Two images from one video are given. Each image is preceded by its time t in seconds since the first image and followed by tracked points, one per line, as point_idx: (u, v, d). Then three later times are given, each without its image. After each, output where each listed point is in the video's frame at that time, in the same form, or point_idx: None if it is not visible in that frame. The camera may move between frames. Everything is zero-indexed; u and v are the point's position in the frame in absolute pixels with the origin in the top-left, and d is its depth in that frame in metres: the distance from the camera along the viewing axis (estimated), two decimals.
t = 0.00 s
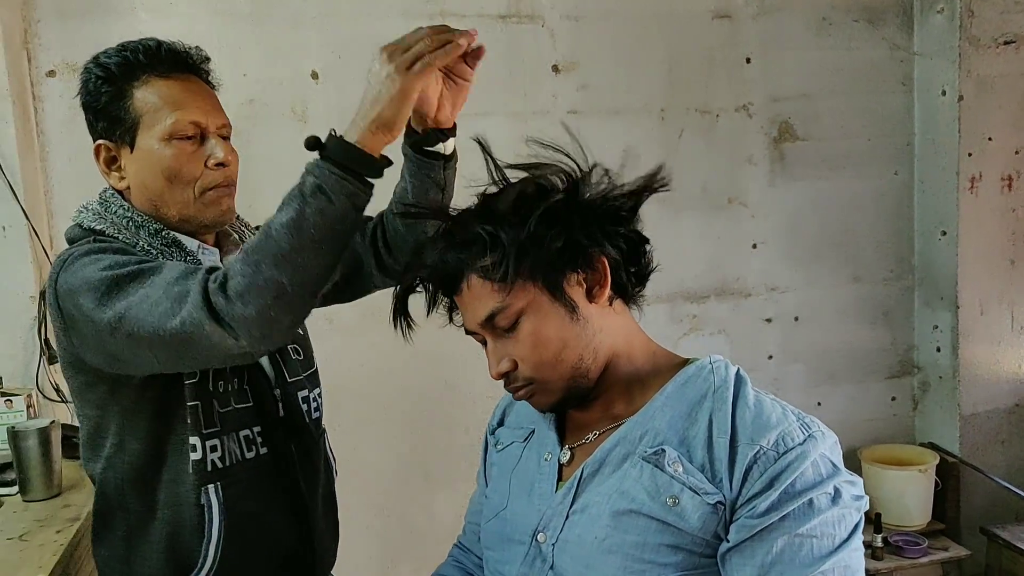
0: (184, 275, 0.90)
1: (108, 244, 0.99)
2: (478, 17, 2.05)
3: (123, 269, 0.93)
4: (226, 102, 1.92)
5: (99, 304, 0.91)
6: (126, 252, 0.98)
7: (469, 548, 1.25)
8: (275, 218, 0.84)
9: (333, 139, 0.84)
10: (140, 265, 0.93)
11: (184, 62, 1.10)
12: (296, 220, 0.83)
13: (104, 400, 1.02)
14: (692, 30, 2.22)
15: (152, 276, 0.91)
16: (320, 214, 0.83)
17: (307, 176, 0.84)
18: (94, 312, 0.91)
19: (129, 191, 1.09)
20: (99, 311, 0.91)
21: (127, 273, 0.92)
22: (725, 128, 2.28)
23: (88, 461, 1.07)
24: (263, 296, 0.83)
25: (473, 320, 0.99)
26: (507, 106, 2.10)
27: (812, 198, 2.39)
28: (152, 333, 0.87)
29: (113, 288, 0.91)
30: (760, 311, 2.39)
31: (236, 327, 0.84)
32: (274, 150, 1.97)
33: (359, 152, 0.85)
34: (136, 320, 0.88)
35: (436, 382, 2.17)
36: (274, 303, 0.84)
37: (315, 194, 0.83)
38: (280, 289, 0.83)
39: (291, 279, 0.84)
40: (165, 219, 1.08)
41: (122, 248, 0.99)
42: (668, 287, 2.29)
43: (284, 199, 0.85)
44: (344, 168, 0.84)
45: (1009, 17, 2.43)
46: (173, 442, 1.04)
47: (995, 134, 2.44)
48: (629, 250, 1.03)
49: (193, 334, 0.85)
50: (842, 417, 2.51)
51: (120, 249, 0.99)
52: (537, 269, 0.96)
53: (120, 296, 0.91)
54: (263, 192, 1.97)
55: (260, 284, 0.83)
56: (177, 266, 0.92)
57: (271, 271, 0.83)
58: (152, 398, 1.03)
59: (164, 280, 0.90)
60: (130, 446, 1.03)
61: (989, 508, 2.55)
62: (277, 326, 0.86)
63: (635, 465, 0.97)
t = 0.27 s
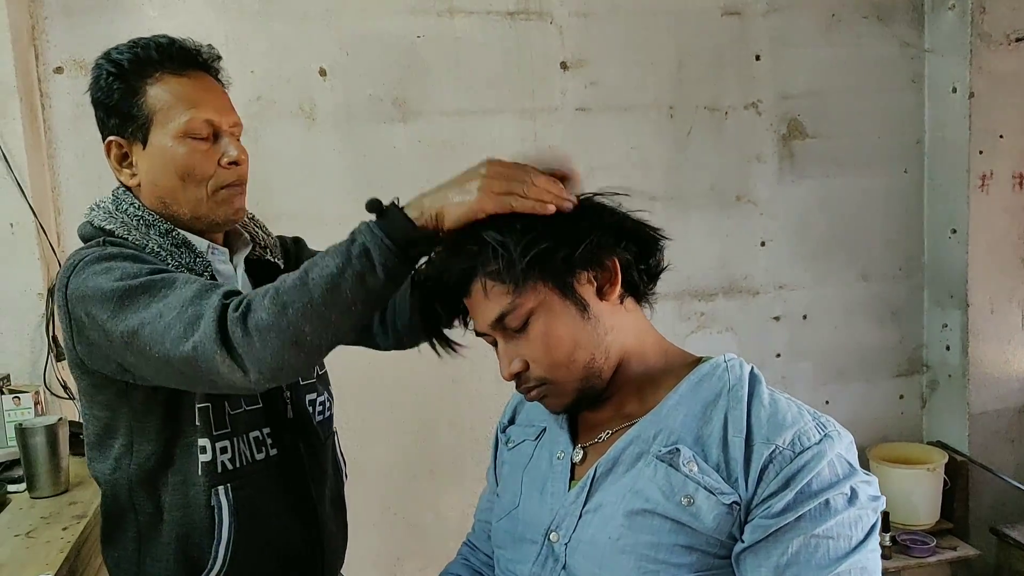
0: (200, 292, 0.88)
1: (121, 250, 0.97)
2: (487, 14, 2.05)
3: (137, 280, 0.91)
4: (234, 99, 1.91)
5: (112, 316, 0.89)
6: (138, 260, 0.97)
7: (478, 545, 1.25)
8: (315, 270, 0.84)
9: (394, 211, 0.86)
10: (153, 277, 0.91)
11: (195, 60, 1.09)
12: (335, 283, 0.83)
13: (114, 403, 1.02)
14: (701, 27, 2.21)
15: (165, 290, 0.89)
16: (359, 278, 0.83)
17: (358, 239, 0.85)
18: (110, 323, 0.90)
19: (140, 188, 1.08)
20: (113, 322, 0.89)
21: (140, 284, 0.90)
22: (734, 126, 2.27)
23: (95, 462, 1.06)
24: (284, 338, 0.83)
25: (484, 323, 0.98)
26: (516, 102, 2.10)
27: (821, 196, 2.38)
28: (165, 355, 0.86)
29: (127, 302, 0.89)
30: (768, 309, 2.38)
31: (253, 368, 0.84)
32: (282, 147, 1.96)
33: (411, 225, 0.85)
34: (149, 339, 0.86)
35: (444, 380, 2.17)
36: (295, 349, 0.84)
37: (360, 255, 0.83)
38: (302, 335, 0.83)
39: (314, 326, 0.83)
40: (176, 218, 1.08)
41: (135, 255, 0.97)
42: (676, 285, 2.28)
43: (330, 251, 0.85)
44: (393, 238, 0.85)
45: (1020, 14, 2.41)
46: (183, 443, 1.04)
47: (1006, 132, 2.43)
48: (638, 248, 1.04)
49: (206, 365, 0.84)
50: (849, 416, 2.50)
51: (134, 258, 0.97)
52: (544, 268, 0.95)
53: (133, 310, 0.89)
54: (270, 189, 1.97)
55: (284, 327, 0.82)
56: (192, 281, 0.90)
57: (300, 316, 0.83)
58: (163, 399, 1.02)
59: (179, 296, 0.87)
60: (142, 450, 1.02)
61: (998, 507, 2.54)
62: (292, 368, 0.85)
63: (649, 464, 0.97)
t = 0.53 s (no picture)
0: (199, 280, 0.88)
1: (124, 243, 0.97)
2: (492, 10, 2.03)
3: (139, 271, 0.91)
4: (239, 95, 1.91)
5: (115, 308, 0.89)
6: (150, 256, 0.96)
7: (480, 542, 1.24)
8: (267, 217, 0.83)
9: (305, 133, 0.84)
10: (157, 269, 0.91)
11: (217, 55, 1.09)
12: (294, 221, 0.82)
13: (122, 399, 1.01)
14: (708, 23, 2.20)
15: (167, 280, 0.89)
16: (311, 211, 0.83)
17: (291, 171, 0.84)
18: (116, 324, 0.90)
19: (157, 180, 1.07)
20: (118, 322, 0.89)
21: (141, 276, 0.89)
22: (740, 122, 2.26)
23: (104, 456, 1.06)
24: (273, 306, 0.82)
25: (495, 329, 0.98)
26: (521, 99, 2.09)
27: (827, 193, 2.37)
28: (167, 341, 0.85)
29: (129, 293, 0.89)
30: (774, 306, 2.37)
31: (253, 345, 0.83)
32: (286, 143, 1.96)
33: (331, 136, 0.84)
34: (150, 328, 0.86)
35: (448, 377, 2.16)
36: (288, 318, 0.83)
37: (299, 186, 0.83)
38: (289, 300, 0.82)
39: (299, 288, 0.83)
40: (192, 211, 1.07)
41: (141, 248, 0.97)
42: (682, 281, 2.28)
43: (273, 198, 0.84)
44: (320, 154, 0.83)
45: None
46: (193, 441, 1.04)
47: (1014, 129, 2.42)
48: (652, 251, 1.02)
49: (206, 347, 0.83)
50: (855, 413, 2.50)
51: (134, 249, 0.96)
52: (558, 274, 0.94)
53: (135, 302, 0.88)
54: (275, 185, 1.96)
55: (268, 294, 0.81)
56: (194, 271, 0.90)
57: (275, 278, 0.82)
58: (173, 397, 1.02)
59: (180, 285, 0.87)
60: (152, 447, 1.02)
61: (1003, 505, 2.54)
62: (290, 336, 0.85)
63: (657, 468, 0.96)
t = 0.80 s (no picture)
0: (217, 304, 0.85)
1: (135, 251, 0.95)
2: (496, 7, 2.03)
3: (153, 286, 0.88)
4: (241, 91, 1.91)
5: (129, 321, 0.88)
6: (155, 258, 0.95)
7: (485, 541, 1.24)
8: (334, 296, 0.81)
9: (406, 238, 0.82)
10: (171, 283, 0.88)
11: (220, 51, 1.08)
12: (353, 312, 0.80)
13: (125, 401, 1.00)
14: (711, 21, 2.19)
15: (181, 299, 0.87)
16: (378, 306, 0.80)
17: (375, 264, 0.81)
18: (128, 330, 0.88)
19: (160, 179, 1.07)
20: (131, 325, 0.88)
21: (155, 291, 0.87)
22: (744, 120, 2.25)
23: (106, 456, 1.05)
24: (303, 356, 0.81)
25: (501, 329, 0.97)
26: (524, 96, 2.08)
27: (831, 191, 2.36)
28: (185, 369, 0.84)
29: (142, 309, 0.87)
30: (777, 305, 2.37)
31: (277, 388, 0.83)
32: (289, 140, 1.96)
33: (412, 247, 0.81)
34: (168, 352, 0.85)
35: (451, 374, 2.16)
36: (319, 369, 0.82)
37: (376, 283, 0.80)
38: (325, 358, 0.81)
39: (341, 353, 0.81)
40: (196, 210, 1.08)
41: (151, 255, 0.95)
42: (685, 280, 2.27)
43: (346, 276, 0.82)
44: (406, 268, 0.80)
45: None
46: (195, 441, 1.04)
47: (1019, 128, 2.41)
48: (657, 252, 1.03)
49: (227, 384, 0.83)
50: (858, 413, 2.49)
51: (148, 259, 0.94)
52: (564, 273, 0.93)
53: (149, 318, 0.87)
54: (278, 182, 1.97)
55: (303, 349, 0.80)
56: (209, 289, 0.87)
57: (316, 340, 0.80)
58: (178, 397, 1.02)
59: (196, 308, 0.85)
60: (157, 446, 1.02)
61: (1007, 505, 2.53)
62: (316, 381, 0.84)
63: (662, 464, 0.96)
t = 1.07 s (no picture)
0: (211, 310, 0.86)
1: (128, 256, 0.95)
2: (493, 6, 2.03)
3: (147, 293, 0.89)
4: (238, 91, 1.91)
5: (124, 327, 0.88)
6: (147, 264, 0.95)
7: (483, 541, 1.24)
8: (305, 287, 0.81)
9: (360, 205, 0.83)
10: (165, 289, 0.89)
11: (207, 51, 1.08)
12: (329, 301, 0.80)
13: (122, 404, 1.01)
14: (708, 19, 2.19)
15: (176, 306, 0.87)
16: (352, 292, 0.81)
17: (338, 252, 0.81)
18: (125, 338, 0.89)
19: (150, 182, 1.08)
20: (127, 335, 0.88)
21: (150, 297, 0.88)
22: (741, 119, 2.25)
23: (106, 458, 1.06)
24: (297, 362, 0.81)
25: (495, 325, 0.97)
26: (522, 95, 2.08)
27: (828, 190, 2.36)
28: (184, 375, 0.85)
29: (137, 315, 0.88)
30: (775, 304, 2.37)
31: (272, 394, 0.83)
32: (286, 140, 1.96)
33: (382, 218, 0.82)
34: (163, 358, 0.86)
35: (448, 374, 2.16)
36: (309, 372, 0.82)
37: (345, 264, 0.81)
38: (315, 359, 0.82)
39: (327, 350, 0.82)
40: (186, 212, 1.08)
41: (145, 260, 0.96)
42: (683, 279, 2.27)
43: (314, 271, 0.82)
44: (370, 242, 0.82)
45: None
46: (190, 443, 1.04)
47: (1016, 126, 2.41)
48: (652, 251, 1.02)
49: (224, 389, 0.83)
50: (855, 411, 2.49)
51: (142, 263, 0.95)
52: (565, 271, 0.94)
53: (144, 324, 0.87)
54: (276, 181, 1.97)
55: (295, 353, 0.81)
56: (204, 295, 0.88)
57: (300, 339, 0.80)
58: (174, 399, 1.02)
59: (191, 315, 0.85)
60: (154, 448, 1.02)
61: (1004, 503, 2.54)
62: (310, 387, 0.85)
63: (657, 463, 0.96)
